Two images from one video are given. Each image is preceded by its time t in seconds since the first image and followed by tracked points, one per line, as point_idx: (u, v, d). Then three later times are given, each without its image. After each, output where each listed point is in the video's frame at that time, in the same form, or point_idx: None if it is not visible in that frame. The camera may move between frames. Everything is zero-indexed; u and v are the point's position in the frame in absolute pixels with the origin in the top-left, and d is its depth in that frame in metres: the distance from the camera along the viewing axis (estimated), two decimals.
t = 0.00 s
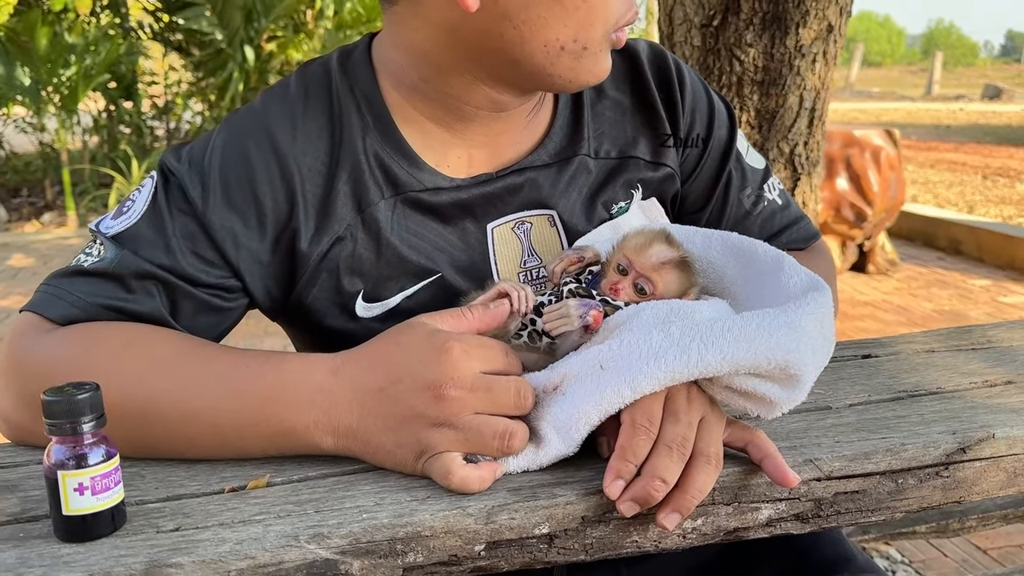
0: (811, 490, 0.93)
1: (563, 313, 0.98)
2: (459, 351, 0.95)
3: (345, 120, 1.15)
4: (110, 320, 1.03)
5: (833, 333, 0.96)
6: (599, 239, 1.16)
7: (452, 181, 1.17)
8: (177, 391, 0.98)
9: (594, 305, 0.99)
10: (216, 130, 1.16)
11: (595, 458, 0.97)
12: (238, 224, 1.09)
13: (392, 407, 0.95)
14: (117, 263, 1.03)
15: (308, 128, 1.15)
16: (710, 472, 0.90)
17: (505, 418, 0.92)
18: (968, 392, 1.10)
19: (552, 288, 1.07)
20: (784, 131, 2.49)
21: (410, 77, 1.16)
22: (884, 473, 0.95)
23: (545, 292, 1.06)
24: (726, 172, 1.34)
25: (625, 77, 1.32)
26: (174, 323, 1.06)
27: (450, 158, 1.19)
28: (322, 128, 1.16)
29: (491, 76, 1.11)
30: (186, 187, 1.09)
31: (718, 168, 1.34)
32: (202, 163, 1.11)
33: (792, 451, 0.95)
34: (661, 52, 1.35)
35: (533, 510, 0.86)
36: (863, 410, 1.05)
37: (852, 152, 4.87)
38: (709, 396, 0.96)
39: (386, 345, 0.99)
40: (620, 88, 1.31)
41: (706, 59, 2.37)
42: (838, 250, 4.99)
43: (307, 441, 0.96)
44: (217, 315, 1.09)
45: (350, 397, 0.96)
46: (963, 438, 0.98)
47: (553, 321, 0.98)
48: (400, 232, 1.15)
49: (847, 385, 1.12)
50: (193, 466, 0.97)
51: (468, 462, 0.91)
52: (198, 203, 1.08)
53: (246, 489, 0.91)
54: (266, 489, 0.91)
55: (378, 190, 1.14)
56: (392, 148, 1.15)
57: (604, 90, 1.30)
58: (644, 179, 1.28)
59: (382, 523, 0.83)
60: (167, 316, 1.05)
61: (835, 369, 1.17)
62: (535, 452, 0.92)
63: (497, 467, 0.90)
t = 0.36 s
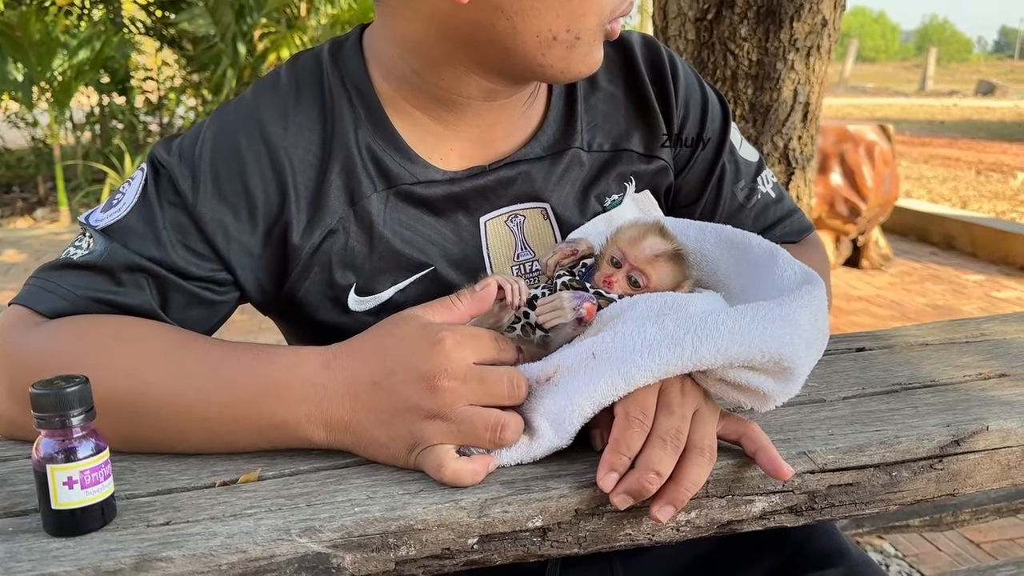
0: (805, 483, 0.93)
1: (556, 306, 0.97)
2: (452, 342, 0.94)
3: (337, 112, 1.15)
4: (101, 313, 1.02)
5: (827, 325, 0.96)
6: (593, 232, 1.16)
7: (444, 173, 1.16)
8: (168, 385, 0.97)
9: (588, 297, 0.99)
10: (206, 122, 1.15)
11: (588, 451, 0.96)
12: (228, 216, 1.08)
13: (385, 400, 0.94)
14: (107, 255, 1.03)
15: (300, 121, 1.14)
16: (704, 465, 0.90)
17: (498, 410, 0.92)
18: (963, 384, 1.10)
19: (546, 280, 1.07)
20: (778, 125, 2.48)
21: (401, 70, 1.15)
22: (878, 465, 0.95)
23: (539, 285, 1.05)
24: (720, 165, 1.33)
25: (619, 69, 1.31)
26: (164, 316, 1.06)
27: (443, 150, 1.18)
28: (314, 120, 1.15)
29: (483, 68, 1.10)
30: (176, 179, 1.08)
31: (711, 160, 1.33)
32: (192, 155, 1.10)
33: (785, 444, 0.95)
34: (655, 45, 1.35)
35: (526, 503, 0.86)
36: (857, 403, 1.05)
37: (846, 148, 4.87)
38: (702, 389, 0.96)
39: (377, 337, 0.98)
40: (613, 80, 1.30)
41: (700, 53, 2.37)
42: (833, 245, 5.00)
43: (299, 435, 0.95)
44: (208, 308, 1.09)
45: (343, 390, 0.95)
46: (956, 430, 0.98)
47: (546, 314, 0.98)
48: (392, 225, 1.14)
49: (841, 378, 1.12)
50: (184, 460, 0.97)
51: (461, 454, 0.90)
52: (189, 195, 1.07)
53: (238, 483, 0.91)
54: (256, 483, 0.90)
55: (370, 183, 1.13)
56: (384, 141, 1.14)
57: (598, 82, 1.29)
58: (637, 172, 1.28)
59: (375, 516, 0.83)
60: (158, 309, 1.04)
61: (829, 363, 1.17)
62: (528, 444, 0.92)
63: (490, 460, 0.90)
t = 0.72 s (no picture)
0: (798, 478, 0.93)
1: (551, 302, 0.98)
2: (446, 339, 0.96)
3: (332, 108, 1.15)
4: (95, 310, 1.02)
5: (821, 321, 0.96)
6: (588, 228, 1.15)
7: (438, 170, 1.16)
8: (163, 381, 0.98)
9: (582, 293, 0.99)
10: (200, 118, 1.15)
11: (583, 446, 0.97)
12: (222, 212, 1.08)
13: (378, 395, 0.95)
14: (101, 252, 1.02)
15: (294, 117, 1.14)
16: (698, 460, 0.91)
17: (491, 406, 0.93)
18: (956, 380, 1.10)
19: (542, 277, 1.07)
20: (773, 121, 2.48)
21: (395, 65, 1.15)
22: (872, 461, 0.95)
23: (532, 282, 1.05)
24: (715, 161, 1.34)
25: (614, 65, 1.31)
26: (159, 312, 1.06)
27: (438, 146, 1.18)
28: (308, 116, 1.15)
29: (474, 65, 1.10)
30: (169, 176, 1.08)
31: (705, 157, 1.34)
32: (187, 152, 1.10)
33: (778, 439, 0.96)
34: (650, 42, 1.35)
35: (520, 498, 0.86)
36: (850, 399, 1.05)
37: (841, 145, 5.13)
38: (697, 383, 0.98)
39: (370, 332, 0.99)
40: (608, 76, 1.30)
41: (695, 49, 2.36)
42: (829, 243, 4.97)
43: (293, 432, 0.96)
44: (202, 305, 1.09)
45: (337, 385, 0.96)
46: (950, 426, 0.99)
47: (541, 310, 0.99)
48: (387, 222, 1.14)
49: (834, 374, 1.13)
50: (179, 456, 0.97)
51: (455, 450, 0.91)
52: (183, 191, 1.07)
53: (231, 479, 0.91)
54: (252, 478, 0.90)
55: (365, 180, 1.13)
56: (378, 137, 1.14)
57: (592, 79, 1.29)
58: (631, 168, 1.28)
59: (370, 512, 0.83)
60: (152, 306, 1.04)
61: (823, 359, 1.18)
62: (523, 440, 0.92)
63: (485, 455, 0.90)
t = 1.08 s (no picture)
0: (795, 476, 1.01)
1: (548, 300, 0.98)
2: (442, 339, 1.00)
3: (330, 108, 1.16)
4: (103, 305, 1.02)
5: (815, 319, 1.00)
6: (584, 226, 1.11)
7: (435, 169, 1.17)
8: (161, 382, 1.04)
9: (579, 292, 0.98)
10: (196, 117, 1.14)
11: (579, 445, 0.98)
12: (221, 211, 1.07)
13: (377, 393, 1.01)
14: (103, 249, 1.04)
15: (292, 116, 1.14)
16: (695, 458, 0.97)
17: (485, 402, 0.97)
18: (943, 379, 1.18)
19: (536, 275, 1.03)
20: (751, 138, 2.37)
21: (392, 65, 1.16)
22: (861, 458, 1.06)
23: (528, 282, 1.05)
24: (712, 161, 1.27)
25: (611, 66, 1.33)
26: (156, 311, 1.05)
27: (436, 145, 1.19)
28: (306, 115, 1.15)
29: (472, 64, 1.12)
30: (167, 174, 1.07)
31: (701, 156, 1.28)
32: (184, 150, 1.08)
33: (775, 435, 1.01)
34: (648, 39, 1.33)
35: (517, 497, 0.93)
36: (846, 398, 1.11)
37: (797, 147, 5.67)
38: (693, 380, 0.99)
39: (368, 330, 1.04)
40: (605, 76, 1.32)
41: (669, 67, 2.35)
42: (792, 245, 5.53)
43: (289, 430, 1.01)
44: (198, 305, 1.08)
45: (334, 385, 1.01)
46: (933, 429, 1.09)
47: (538, 309, 0.98)
48: (385, 220, 1.13)
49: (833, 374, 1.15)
50: (174, 455, 1.03)
51: (452, 448, 0.96)
52: (181, 189, 1.07)
53: (231, 476, 0.96)
54: (248, 477, 0.95)
55: (363, 179, 1.14)
56: (375, 136, 1.16)
57: (589, 79, 1.31)
58: (628, 167, 1.27)
59: (366, 511, 0.90)
60: (150, 305, 1.04)
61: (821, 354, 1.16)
62: (520, 438, 0.95)
63: (481, 454, 0.94)
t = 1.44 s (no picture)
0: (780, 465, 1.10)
1: (547, 299, 1.01)
2: (445, 335, 1.00)
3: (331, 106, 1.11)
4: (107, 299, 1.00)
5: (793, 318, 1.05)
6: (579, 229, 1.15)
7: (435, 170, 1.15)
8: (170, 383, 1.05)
9: (577, 290, 1.02)
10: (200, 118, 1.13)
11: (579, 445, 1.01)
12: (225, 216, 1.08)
13: (379, 390, 1.01)
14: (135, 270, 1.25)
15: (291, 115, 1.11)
16: (691, 456, 1.04)
17: (487, 400, 0.97)
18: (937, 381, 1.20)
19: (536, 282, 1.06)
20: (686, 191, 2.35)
21: (393, 66, 1.14)
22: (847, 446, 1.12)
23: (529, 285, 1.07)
24: (710, 161, 1.25)
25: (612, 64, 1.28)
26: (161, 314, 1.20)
27: (436, 147, 1.18)
28: (305, 115, 1.12)
29: (475, 65, 1.10)
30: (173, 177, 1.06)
31: (701, 156, 1.26)
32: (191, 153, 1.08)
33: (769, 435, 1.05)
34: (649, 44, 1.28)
35: (515, 496, 0.96)
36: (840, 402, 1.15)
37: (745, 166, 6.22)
38: (693, 380, 1.02)
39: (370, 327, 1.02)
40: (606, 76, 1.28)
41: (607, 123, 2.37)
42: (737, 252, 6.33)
43: (290, 427, 1.02)
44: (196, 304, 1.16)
45: (335, 382, 1.01)
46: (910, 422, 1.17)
47: (538, 309, 1.01)
48: (385, 222, 1.13)
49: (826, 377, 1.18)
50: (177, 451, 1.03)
51: (453, 445, 0.97)
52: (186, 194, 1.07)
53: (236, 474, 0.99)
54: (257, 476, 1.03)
55: (363, 179, 1.12)
56: (374, 135, 1.13)
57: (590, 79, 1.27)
58: (627, 168, 1.26)
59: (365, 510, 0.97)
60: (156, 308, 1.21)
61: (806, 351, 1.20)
62: (520, 438, 0.97)
63: (482, 452, 0.96)
